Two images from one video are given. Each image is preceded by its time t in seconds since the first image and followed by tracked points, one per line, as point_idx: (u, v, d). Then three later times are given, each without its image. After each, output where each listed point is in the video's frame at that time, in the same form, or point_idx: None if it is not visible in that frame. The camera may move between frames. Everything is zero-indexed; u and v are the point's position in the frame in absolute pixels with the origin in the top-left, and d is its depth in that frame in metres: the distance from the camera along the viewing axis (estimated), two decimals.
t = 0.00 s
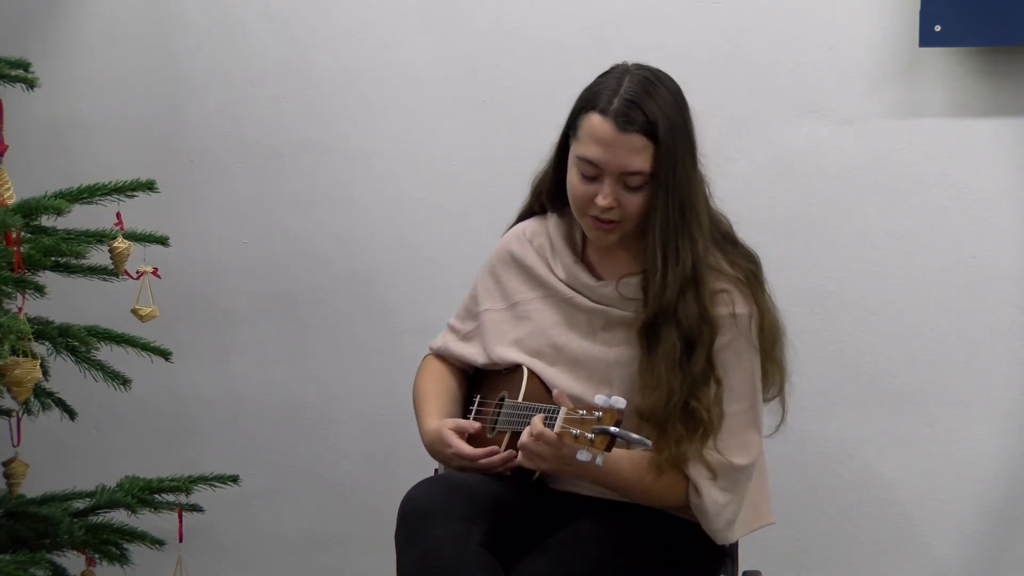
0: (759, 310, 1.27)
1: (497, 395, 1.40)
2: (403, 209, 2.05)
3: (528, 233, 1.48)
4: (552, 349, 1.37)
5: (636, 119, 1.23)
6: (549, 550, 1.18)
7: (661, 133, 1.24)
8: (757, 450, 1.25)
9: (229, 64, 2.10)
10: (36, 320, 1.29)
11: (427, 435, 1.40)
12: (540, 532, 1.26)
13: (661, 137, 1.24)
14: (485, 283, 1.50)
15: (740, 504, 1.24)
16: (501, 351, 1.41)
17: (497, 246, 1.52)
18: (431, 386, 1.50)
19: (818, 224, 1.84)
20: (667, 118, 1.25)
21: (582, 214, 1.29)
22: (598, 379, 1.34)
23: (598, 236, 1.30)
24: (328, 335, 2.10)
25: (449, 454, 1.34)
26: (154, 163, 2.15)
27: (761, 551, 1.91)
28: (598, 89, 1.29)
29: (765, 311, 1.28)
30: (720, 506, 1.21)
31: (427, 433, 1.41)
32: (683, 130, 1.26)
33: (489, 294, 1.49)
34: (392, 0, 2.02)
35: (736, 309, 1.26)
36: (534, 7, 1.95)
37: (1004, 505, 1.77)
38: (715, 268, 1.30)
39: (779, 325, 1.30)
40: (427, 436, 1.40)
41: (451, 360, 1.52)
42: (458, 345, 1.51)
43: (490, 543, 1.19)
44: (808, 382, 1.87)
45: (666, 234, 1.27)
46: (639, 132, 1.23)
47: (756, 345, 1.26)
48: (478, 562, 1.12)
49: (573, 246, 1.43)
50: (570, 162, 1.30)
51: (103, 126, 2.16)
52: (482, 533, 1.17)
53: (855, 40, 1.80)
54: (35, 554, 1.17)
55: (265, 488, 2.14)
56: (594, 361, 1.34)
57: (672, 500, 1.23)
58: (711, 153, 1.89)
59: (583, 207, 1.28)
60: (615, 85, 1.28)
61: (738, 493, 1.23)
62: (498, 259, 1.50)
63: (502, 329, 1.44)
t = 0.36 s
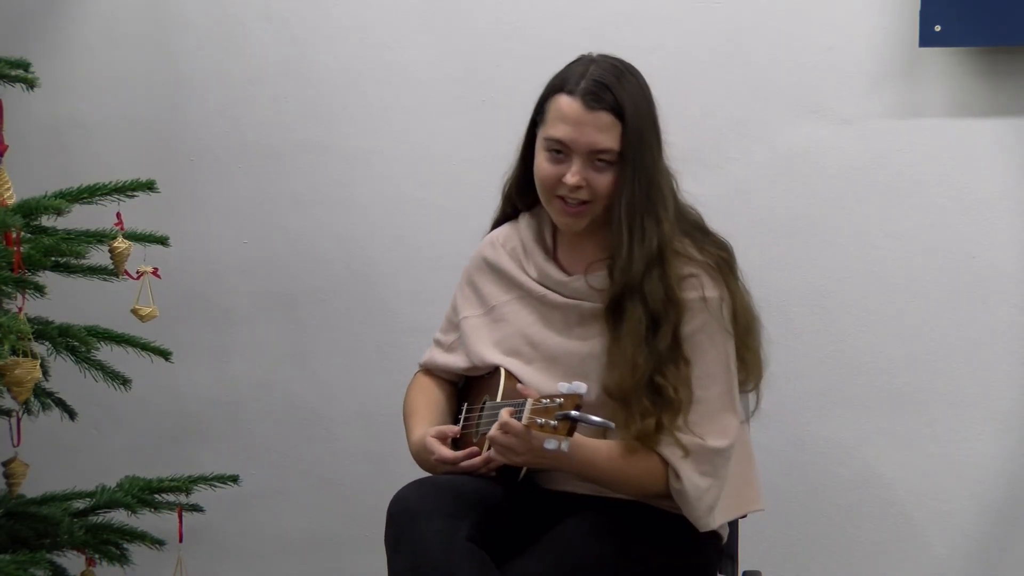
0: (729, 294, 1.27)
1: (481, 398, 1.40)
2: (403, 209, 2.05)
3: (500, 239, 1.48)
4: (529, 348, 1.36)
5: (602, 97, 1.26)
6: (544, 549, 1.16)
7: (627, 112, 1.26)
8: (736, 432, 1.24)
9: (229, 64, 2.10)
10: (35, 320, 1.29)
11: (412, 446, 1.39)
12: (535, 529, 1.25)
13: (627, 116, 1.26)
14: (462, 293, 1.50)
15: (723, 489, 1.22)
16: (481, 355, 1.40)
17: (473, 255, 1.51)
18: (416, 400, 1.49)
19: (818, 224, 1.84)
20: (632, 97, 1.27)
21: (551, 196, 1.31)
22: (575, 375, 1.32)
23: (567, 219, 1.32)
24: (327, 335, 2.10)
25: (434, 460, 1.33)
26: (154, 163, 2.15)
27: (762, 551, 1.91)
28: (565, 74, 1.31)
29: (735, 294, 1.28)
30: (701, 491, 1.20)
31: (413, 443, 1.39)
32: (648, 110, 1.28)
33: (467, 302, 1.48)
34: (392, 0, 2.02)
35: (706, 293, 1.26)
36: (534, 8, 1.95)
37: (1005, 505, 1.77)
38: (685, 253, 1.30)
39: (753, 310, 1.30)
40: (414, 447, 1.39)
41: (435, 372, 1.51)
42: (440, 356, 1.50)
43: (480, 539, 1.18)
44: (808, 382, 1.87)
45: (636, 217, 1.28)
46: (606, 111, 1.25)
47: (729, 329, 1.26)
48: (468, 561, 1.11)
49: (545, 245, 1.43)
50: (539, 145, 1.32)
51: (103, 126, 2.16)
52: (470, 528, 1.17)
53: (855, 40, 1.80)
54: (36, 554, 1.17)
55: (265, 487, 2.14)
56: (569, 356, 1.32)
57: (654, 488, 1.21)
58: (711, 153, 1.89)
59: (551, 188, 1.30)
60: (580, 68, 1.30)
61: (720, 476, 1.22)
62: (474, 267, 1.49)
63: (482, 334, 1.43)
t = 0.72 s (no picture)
0: (705, 288, 1.27)
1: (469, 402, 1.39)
2: (403, 208, 2.05)
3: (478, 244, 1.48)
4: (510, 349, 1.36)
5: (590, 76, 1.29)
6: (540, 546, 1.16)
7: (613, 94, 1.29)
8: (723, 421, 1.23)
9: (229, 64, 2.10)
10: (35, 320, 1.29)
11: (408, 447, 1.38)
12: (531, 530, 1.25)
13: (612, 97, 1.29)
14: (445, 298, 1.49)
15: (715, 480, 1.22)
16: (464, 358, 1.40)
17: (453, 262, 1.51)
18: (403, 407, 1.48)
19: (819, 223, 1.84)
20: (620, 83, 1.30)
21: (526, 168, 1.33)
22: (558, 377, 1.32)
23: (542, 199, 1.33)
24: (327, 335, 2.10)
25: (433, 460, 1.33)
26: (154, 163, 2.15)
27: (763, 551, 1.91)
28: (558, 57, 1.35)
29: (712, 287, 1.27)
30: (696, 482, 1.19)
31: (408, 444, 1.39)
32: (635, 97, 1.30)
33: (449, 308, 1.48)
34: (392, 1, 2.02)
35: (679, 283, 1.25)
36: (534, 8, 1.95)
37: (1005, 505, 1.77)
38: (661, 246, 1.29)
39: (732, 307, 1.29)
40: (409, 448, 1.38)
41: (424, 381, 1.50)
42: (424, 363, 1.49)
43: (475, 537, 1.18)
44: (808, 382, 1.87)
45: (613, 203, 1.29)
46: (594, 89, 1.29)
47: (705, 320, 1.25)
48: (464, 560, 1.11)
49: (524, 244, 1.43)
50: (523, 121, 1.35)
51: (103, 126, 2.16)
52: (463, 526, 1.16)
53: (856, 40, 1.80)
54: (36, 554, 1.17)
55: (264, 487, 2.14)
56: (550, 356, 1.32)
57: (647, 482, 1.20)
58: (710, 153, 1.89)
59: (527, 160, 1.32)
60: (572, 53, 1.34)
61: (712, 468, 1.22)
62: (454, 273, 1.49)
63: (463, 339, 1.42)
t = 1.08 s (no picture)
0: (712, 283, 1.27)
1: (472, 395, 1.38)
2: (403, 208, 2.05)
3: (485, 234, 1.48)
4: (512, 337, 1.36)
5: (608, 84, 1.27)
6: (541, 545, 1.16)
7: (630, 99, 1.28)
8: (725, 417, 1.23)
9: (229, 64, 2.10)
10: (35, 320, 1.29)
11: (413, 435, 1.37)
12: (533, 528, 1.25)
13: (631, 105, 1.28)
14: (450, 287, 1.49)
15: (715, 476, 1.22)
16: (467, 347, 1.40)
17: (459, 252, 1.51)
18: (405, 400, 1.47)
19: (819, 223, 1.84)
20: (637, 87, 1.29)
21: (543, 176, 1.32)
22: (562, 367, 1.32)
23: (557, 202, 1.33)
24: (327, 335, 2.10)
25: (436, 448, 1.32)
26: (154, 163, 2.15)
27: (763, 551, 1.91)
28: (574, 58, 1.33)
29: (719, 281, 1.28)
30: (695, 473, 1.19)
31: (411, 436, 1.38)
32: (651, 99, 1.30)
33: (453, 298, 1.48)
34: (392, 1, 2.02)
35: (687, 276, 1.26)
36: (534, 8, 1.95)
37: (1005, 505, 1.77)
38: (670, 240, 1.30)
39: (738, 303, 1.30)
40: (411, 441, 1.37)
41: (427, 373, 1.50)
42: (425, 355, 1.49)
43: (478, 538, 1.18)
44: (808, 382, 1.87)
45: (624, 201, 1.29)
46: (612, 100, 1.27)
47: (711, 314, 1.26)
48: (465, 560, 1.10)
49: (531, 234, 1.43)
50: (539, 125, 1.33)
51: (103, 126, 2.16)
52: (467, 526, 1.16)
53: (856, 40, 1.80)
54: (36, 554, 1.17)
55: (264, 487, 2.14)
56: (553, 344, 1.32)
57: (647, 473, 1.20)
58: (710, 153, 1.89)
59: (545, 169, 1.31)
60: (589, 55, 1.31)
61: (713, 463, 1.22)
62: (459, 262, 1.49)
63: (467, 327, 1.43)
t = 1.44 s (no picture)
0: (730, 287, 1.27)
1: (484, 390, 1.39)
2: (403, 208, 2.05)
3: (505, 231, 1.47)
4: (528, 333, 1.36)
5: (630, 85, 1.27)
6: (546, 542, 1.16)
7: (653, 102, 1.27)
8: (736, 421, 1.24)
9: (229, 65, 2.10)
10: (36, 320, 1.29)
11: (422, 436, 1.37)
12: (536, 526, 1.25)
13: (653, 107, 1.27)
14: (467, 284, 1.50)
15: (723, 480, 1.22)
16: (483, 343, 1.40)
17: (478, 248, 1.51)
18: (415, 395, 1.48)
19: (819, 223, 1.84)
20: (659, 90, 1.28)
21: (565, 176, 1.32)
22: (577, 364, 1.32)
23: (578, 202, 1.33)
24: (327, 335, 2.10)
25: (444, 448, 1.31)
26: (154, 163, 2.15)
27: (763, 551, 1.90)
28: (597, 59, 1.32)
29: (737, 286, 1.28)
30: (703, 475, 1.19)
31: (421, 434, 1.38)
32: (672, 102, 1.30)
33: (470, 293, 1.48)
34: (392, 1, 2.02)
35: (705, 280, 1.26)
36: (534, 8, 1.95)
37: (1005, 505, 1.77)
38: (690, 243, 1.30)
39: (755, 308, 1.30)
40: (421, 439, 1.37)
41: (442, 368, 1.50)
42: (440, 351, 1.50)
43: (482, 536, 1.18)
44: (808, 382, 1.87)
45: (644, 204, 1.29)
46: (634, 101, 1.27)
47: (728, 318, 1.26)
48: (467, 560, 1.11)
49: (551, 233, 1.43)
50: (561, 126, 1.33)
51: (103, 126, 2.16)
52: (471, 524, 1.16)
53: (856, 40, 1.80)
54: (35, 554, 1.17)
55: (265, 487, 2.14)
56: (569, 342, 1.32)
57: (656, 471, 1.20)
58: (709, 153, 1.89)
59: (567, 169, 1.31)
60: (611, 57, 1.31)
61: (721, 467, 1.22)
62: (479, 258, 1.49)
63: (483, 324, 1.43)
